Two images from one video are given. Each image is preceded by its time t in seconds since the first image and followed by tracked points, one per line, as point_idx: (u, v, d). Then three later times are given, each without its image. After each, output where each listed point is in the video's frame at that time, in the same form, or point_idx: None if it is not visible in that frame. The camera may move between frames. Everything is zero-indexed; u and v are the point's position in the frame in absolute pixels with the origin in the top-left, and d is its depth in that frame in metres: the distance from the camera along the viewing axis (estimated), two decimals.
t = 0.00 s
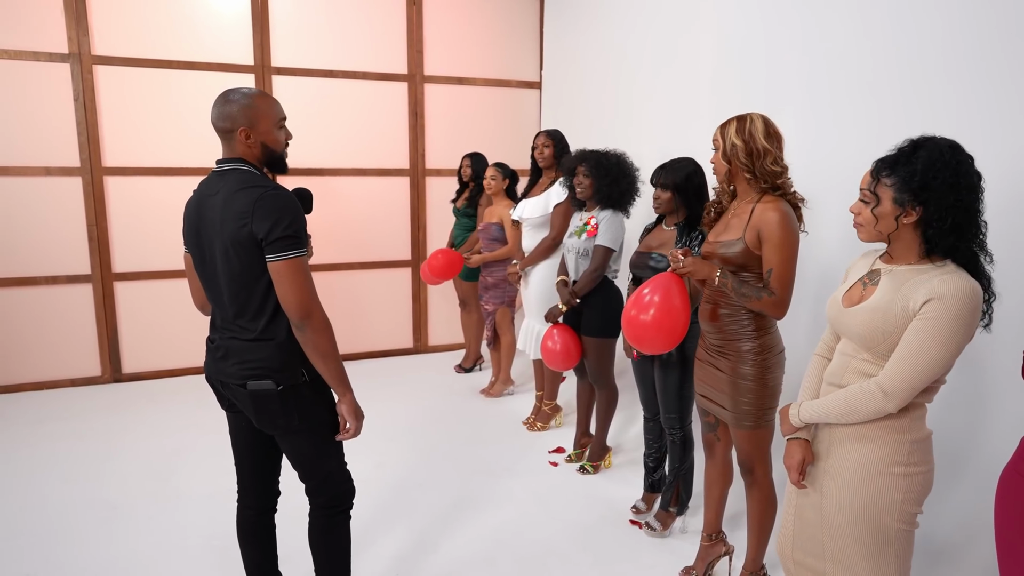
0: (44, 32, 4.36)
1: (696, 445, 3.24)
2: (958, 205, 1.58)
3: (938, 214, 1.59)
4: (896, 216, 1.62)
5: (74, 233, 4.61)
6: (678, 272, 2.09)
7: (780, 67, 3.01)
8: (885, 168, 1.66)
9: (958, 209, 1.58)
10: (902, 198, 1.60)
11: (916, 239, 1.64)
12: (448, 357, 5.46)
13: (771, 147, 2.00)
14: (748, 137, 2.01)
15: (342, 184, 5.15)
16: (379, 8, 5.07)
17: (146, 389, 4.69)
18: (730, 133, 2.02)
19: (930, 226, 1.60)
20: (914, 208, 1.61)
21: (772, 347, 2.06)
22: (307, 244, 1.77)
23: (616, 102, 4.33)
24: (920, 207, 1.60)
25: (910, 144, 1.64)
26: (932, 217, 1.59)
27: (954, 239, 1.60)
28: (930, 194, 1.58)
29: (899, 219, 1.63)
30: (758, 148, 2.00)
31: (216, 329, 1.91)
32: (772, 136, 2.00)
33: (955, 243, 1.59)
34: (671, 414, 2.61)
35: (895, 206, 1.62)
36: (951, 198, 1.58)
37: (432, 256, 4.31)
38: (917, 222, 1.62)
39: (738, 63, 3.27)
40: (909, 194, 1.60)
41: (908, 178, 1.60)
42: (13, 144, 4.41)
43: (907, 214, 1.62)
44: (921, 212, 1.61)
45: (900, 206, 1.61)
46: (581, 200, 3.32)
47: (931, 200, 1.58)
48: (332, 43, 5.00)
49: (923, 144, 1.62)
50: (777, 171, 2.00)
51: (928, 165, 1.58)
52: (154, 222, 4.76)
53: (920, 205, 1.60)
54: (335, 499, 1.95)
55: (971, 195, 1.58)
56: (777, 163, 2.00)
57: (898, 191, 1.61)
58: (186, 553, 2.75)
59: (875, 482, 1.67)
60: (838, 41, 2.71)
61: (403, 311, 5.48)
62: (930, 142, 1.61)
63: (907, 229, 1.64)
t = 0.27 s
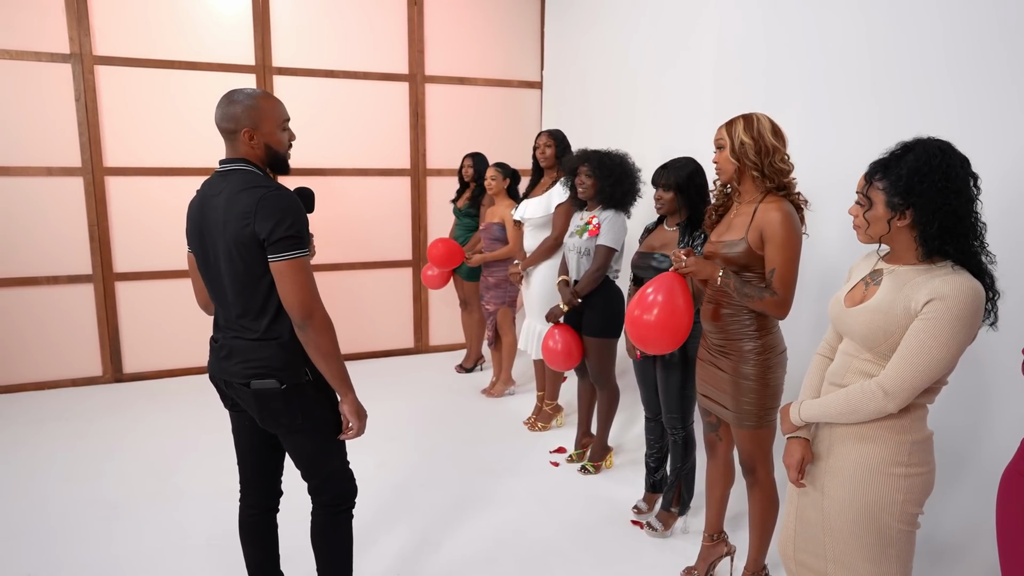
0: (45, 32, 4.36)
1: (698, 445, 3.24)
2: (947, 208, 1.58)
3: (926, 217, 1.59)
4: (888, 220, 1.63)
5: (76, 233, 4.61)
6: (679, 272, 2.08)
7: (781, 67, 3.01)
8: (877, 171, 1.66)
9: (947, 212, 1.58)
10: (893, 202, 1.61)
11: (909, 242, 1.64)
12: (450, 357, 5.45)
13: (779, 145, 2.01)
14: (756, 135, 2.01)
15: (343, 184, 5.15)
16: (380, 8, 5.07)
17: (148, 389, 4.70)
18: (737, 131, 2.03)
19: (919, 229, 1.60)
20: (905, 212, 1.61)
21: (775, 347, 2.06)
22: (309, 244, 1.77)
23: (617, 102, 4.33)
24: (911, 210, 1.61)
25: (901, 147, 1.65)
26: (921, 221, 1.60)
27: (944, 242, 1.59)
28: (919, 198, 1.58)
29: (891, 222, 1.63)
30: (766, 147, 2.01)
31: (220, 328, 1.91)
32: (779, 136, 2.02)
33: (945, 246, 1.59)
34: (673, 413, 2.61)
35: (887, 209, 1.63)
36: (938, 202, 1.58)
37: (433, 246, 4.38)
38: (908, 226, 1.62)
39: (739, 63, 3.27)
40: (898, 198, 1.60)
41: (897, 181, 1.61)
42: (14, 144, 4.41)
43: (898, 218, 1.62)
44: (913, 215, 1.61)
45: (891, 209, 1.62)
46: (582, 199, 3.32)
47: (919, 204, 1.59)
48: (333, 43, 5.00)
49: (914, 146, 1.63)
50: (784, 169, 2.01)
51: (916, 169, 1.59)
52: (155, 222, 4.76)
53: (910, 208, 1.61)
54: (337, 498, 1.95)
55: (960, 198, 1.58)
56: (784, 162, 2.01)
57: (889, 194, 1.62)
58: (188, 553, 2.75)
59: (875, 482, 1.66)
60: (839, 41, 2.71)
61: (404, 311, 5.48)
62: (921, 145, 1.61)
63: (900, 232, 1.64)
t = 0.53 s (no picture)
0: (46, 32, 4.36)
1: (699, 445, 3.24)
2: (952, 209, 1.58)
3: (930, 217, 1.59)
4: (891, 220, 1.63)
5: (76, 234, 4.61)
6: (681, 273, 2.08)
7: (782, 67, 3.01)
8: (881, 171, 1.66)
9: (951, 212, 1.58)
10: (897, 202, 1.61)
11: (912, 243, 1.63)
12: (450, 357, 5.45)
13: (781, 144, 2.02)
14: (758, 135, 2.01)
15: (344, 184, 5.15)
16: (381, 8, 5.07)
17: (149, 389, 4.70)
18: (739, 131, 2.03)
19: (923, 229, 1.60)
20: (908, 212, 1.61)
21: (776, 348, 2.05)
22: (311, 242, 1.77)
23: (618, 102, 4.33)
24: (915, 210, 1.60)
25: (906, 146, 1.65)
26: (926, 221, 1.59)
27: (948, 242, 1.59)
28: (922, 198, 1.58)
29: (895, 222, 1.63)
30: (769, 147, 2.01)
31: (226, 328, 1.92)
32: (782, 136, 2.02)
33: (949, 246, 1.59)
34: (674, 415, 2.60)
35: (890, 209, 1.63)
36: (943, 202, 1.58)
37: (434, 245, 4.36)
38: (912, 226, 1.62)
39: (740, 63, 3.27)
40: (902, 198, 1.60)
41: (901, 181, 1.60)
42: (14, 144, 4.41)
43: (901, 218, 1.62)
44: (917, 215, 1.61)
45: (895, 209, 1.62)
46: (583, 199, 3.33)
47: (924, 204, 1.58)
48: (334, 43, 5.00)
49: (919, 146, 1.62)
50: (787, 169, 2.01)
51: (920, 169, 1.58)
52: (156, 222, 4.76)
53: (914, 208, 1.60)
54: (348, 492, 1.95)
55: (964, 199, 1.58)
56: (787, 162, 2.01)
57: (893, 194, 1.62)
58: (189, 554, 2.75)
59: (875, 482, 1.66)
60: (840, 41, 2.71)
61: (405, 311, 5.48)
62: (925, 145, 1.61)
63: (903, 233, 1.64)
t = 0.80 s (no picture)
0: (47, 32, 4.36)
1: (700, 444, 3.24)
2: (956, 208, 1.58)
3: (935, 216, 1.59)
4: (895, 218, 1.62)
5: (77, 233, 4.61)
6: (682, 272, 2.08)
7: (783, 67, 3.01)
8: (885, 169, 1.66)
9: (956, 211, 1.58)
10: (901, 200, 1.61)
11: (915, 242, 1.63)
12: (452, 357, 5.45)
13: (782, 143, 2.01)
14: (760, 134, 2.01)
15: (345, 184, 5.15)
16: (382, 8, 5.08)
17: (150, 389, 4.70)
18: (741, 130, 2.02)
19: (927, 228, 1.60)
20: (913, 211, 1.61)
21: (777, 347, 2.05)
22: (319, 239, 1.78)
23: (620, 102, 4.32)
24: (919, 209, 1.60)
25: (910, 145, 1.64)
26: (930, 220, 1.59)
27: (953, 241, 1.59)
28: (927, 196, 1.58)
29: (899, 221, 1.63)
30: (770, 146, 2.01)
31: (237, 327, 1.92)
32: (783, 135, 2.02)
33: (954, 246, 1.58)
34: (674, 415, 2.60)
35: (895, 208, 1.62)
36: (948, 200, 1.58)
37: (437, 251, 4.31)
38: (916, 225, 1.62)
39: (741, 63, 3.26)
40: (907, 196, 1.60)
41: (905, 179, 1.60)
42: (15, 144, 4.41)
43: (905, 217, 1.62)
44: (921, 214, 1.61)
45: (899, 208, 1.62)
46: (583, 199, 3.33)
47: (929, 203, 1.58)
48: (336, 44, 5.00)
49: (923, 145, 1.62)
50: (788, 168, 2.00)
51: (925, 167, 1.58)
52: (157, 222, 4.77)
53: (918, 207, 1.60)
54: (363, 489, 1.95)
55: (968, 198, 1.58)
56: (788, 161, 2.01)
57: (897, 193, 1.61)
58: (189, 553, 2.75)
59: (880, 483, 1.66)
60: (841, 41, 2.71)
61: (406, 311, 5.48)
62: (929, 144, 1.61)
63: (907, 232, 1.63)
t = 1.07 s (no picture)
0: (48, 32, 4.37)
1: (700, 445, 3.24)
2: (958, 208, 1.58)
3: (938, 216, 1.59)
4: (896, 219, 1.62)
5: (78, 233, 4.62)
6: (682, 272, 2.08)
7: (783, 67, 3.01)
8: (886, 170, 1.66)
9: (959, 211, 1.58)
10: (903, 201, 1.60)
11: (918, 242, 1.63)
12: (452, 357, 5.45)
13: (782, 143, 2.01)
14: (759, 134, 2.01)
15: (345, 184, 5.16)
16: (383, 8, 5.08)
17: (151, 389, 4.70)
18: (740, 130, 2.02)
19: (930, 229, 1.60)
20: (915, 211, 1.60)
21: (776, 347, 2.05)
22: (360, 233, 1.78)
23: (620, 102, 4.32)
24: (921, 210, 1.60)
25: (911, 145, 1.64)
26: (933, 220, 1.59)
27: (956, 241, 1.59)
28: (930, 197, 1.58)
29: (901, 222, 1.62)
30: (770, 146, 2.01)
31: (267, 326, 1.93)
32: (783, 135, 2.02)
33: (957, 245, 1.59)
34: (672, 415, 2.60)
35: (897, 208, 1.62)
36: (950, 200, 1.58)
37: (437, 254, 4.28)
38: (918, 225, 1.62)
39: (742, 63, 3.27)
40: (910, 197, 1.60)
41: (908, 180, 1.60)
42: (15, 143, 4.42)
43: (907, 218, 1.62)
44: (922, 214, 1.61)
45: (900, 208, 1.61)
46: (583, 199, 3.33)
47: (931, 203, 1.58)
48: (336, 44, 5.00)
49: (924, 145, 1.62)
50: (787, 168, 2.00)
51: (928, 167, 1.58)
52: (158, 222, 4.77)
53: (920, 208, 1.60)
54: (373, 494, 1.95)
55: (970, 197, 1.58)
56: (788, 161, 2.01)
57: (899, 193, 1.61)
58: (189, 553, 2.75)
59: (886, 485, 1.66)
60: (841, 41, 2.71)
61: (407, 311, 5.48)
62: (930, 144, 1.61)
63: (910, 233, 1.63)
